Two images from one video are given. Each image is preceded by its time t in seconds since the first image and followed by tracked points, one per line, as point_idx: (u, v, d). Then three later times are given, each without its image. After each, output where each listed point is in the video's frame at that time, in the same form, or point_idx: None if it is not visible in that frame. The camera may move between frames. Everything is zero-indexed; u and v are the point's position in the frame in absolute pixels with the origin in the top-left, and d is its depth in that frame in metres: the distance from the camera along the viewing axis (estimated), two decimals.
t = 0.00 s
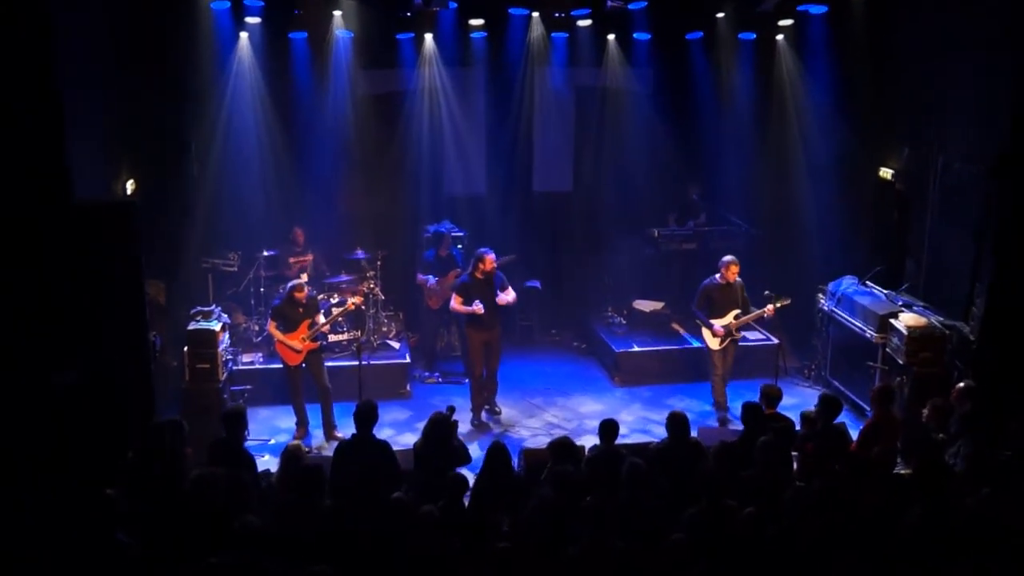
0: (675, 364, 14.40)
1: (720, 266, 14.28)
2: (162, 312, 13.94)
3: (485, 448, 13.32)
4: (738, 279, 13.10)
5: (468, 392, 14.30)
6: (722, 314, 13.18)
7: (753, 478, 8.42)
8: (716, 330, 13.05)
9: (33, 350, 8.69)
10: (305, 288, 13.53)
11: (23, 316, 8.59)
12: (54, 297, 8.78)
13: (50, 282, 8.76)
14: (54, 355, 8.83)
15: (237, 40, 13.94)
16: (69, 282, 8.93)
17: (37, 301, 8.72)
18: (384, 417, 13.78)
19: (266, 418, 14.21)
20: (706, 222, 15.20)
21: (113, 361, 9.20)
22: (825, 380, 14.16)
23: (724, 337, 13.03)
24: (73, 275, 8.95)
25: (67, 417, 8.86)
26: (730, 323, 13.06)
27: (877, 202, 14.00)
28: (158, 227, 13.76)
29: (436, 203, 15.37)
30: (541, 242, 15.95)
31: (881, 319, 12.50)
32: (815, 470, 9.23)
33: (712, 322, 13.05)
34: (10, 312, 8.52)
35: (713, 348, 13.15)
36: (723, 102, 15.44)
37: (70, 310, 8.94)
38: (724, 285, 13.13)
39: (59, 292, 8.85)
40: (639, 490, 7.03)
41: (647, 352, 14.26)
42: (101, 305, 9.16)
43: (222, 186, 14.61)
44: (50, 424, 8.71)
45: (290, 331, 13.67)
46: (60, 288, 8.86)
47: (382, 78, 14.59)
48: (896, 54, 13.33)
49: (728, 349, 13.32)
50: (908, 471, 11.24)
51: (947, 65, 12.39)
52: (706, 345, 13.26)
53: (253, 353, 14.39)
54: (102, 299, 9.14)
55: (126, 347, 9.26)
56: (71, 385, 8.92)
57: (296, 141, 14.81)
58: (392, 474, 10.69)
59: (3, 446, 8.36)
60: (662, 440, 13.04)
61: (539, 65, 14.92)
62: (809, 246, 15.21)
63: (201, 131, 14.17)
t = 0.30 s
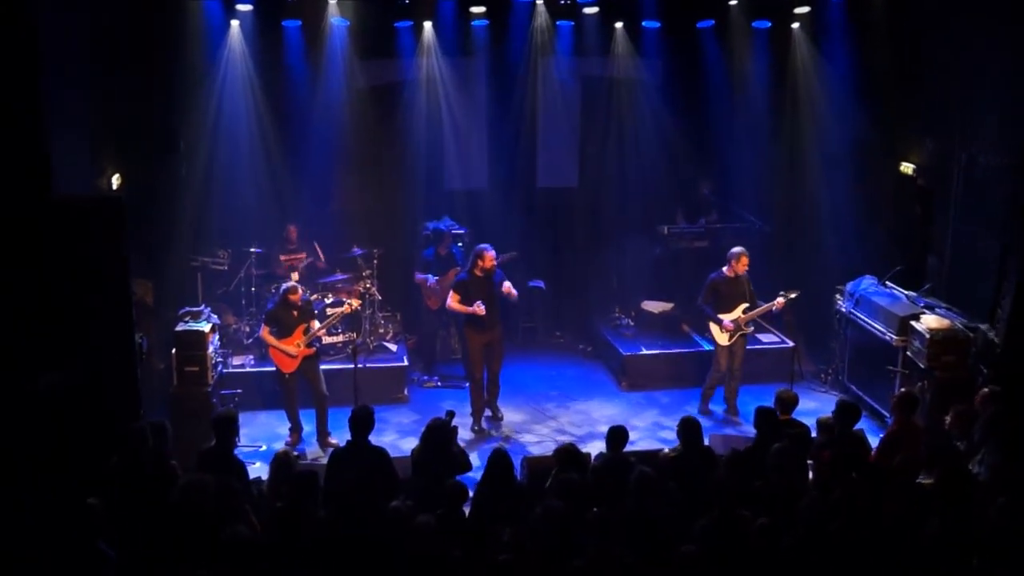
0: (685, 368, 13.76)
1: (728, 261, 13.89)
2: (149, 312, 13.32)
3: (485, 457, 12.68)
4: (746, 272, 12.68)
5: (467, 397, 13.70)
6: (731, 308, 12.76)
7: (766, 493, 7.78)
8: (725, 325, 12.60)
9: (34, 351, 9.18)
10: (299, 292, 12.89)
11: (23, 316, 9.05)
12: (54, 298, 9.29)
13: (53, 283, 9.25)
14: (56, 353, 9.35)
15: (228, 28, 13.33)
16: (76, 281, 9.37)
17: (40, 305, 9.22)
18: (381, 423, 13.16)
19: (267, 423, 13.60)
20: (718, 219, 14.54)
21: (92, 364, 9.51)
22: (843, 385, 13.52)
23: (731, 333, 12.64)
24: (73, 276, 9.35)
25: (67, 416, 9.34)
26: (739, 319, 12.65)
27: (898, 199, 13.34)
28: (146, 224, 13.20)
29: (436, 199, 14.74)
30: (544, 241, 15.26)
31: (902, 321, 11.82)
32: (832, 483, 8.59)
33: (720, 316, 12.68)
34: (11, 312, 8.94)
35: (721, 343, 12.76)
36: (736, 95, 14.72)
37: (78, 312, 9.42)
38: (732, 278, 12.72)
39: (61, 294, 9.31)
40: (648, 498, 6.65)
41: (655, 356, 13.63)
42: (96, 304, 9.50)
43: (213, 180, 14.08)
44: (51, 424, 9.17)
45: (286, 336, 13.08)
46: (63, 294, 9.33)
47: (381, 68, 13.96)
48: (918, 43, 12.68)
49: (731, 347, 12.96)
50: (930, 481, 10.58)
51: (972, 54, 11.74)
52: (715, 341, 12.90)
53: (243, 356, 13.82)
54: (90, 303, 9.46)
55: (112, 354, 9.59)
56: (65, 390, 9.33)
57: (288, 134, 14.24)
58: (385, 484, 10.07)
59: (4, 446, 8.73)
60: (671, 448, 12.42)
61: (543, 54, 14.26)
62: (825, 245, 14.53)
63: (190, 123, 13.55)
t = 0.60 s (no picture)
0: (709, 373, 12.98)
1: (743, 260, 13.29)
2: (143, 310, 12.59)
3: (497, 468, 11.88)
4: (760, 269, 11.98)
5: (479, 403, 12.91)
6: (748, 309, 12.04)
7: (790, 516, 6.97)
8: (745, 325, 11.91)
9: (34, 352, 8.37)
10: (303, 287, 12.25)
11: (23, 317, 8.31)
12: (55, 297, 8.42)
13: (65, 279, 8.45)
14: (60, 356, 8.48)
15: (228, 11, 12.71)
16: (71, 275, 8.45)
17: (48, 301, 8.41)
18: (388, 430, 12.38)
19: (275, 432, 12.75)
20: (746, 216, 13.73)
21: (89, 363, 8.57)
22: (878, 392, 12.68)
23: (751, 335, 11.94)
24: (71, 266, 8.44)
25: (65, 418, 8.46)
26: (757, 319, 11.94)
27: (937, 194, 12.51)
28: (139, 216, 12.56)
29: (446, 193, 14.02)
30: (561, 237, 14.54)
31: (942, 324, 10.98)
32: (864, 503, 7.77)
33: (738, 318, 11.95)
34: (11, 313, 8.24)
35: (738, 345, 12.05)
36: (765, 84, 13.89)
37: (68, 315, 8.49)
38: (746, 277, 12.01)
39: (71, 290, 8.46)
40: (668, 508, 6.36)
41: (678, 359, 12.84)
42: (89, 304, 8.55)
43: (212, 170, 13.41)
44: (51, 424, 8.26)
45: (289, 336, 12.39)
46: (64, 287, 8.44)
47: (388, 54, 13.34)
48: (960, 27, 11.85)
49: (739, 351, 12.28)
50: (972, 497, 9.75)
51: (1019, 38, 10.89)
52: (729, 343, 12.19)
53: (243, 358, 13.04)
54: (80, 300, 8.50)
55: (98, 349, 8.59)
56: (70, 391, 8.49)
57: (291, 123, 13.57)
58: (380, 496, 9.28)
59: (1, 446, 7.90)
60: (696, 458, 11.61)
61: (560, 39, 13.60)
62: (860, 244, 13.70)
63: (188, 111, 12.92)
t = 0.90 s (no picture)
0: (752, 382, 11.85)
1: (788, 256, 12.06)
2: (137, 309, 11.56)
3: (520, 485, 10.76)
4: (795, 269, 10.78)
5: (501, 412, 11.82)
6: (779, 308, 10.87)
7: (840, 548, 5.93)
8: (772, 324, 10.76)
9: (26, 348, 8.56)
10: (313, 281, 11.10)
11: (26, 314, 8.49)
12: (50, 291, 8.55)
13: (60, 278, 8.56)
14: (53, 355, 8.61)
15: None
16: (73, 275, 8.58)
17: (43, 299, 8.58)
18: (402, 442, 11.29)
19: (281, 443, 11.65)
20: (794, 210, 12.59)
21: (86, 367, 8.65)
22: (940, 404, 11.49)
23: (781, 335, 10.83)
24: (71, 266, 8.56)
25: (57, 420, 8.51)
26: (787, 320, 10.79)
27: (1006, 186, 11.33)
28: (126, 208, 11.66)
29: (465, 183, 13.00)
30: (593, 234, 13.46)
31: (1012, 329, 9.81)
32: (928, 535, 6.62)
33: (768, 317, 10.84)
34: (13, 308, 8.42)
35: (767, 345, 10.91)
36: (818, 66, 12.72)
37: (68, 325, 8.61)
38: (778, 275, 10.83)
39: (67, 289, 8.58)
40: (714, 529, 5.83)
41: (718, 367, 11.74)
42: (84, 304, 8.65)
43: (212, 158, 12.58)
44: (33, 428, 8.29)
45: (296, 333, 11.30)
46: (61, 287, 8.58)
47: (405, 31, 12.40)
48: None
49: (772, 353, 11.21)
50: None
51: None
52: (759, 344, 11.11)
53: (245, 362, 12.00)
54: (77, 303, 8.61)
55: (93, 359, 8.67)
56: (61, 391, 8.57)
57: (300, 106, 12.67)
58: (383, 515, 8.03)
59: None
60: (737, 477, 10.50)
61: (591, 13, 12.78)
62: (919, 242, 12.54)
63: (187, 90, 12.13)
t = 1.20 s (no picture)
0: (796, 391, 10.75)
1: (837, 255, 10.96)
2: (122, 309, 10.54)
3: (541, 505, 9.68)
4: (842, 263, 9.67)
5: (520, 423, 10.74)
6: (825, 310, 9.76)
7: None
8: (818, 326, 9.64)
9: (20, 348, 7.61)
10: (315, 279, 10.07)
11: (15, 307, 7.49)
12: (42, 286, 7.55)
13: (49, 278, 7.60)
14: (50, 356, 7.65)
15: None
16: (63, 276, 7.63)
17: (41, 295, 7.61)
18: (410, 455, 10.22)
19: (280, 456, 10.58)
20: (843, 202, 11.49)
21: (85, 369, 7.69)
22: (1005, 416, 10.36)
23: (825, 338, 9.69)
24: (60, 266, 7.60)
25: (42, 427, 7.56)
26: (834, 321, 9.68)
27: None
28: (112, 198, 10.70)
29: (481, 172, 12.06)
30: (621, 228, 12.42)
31: None
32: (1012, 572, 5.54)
33: (811, 318, 9.71)
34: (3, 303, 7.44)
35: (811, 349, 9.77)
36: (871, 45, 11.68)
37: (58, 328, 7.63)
38: (825, 272, 9.70)
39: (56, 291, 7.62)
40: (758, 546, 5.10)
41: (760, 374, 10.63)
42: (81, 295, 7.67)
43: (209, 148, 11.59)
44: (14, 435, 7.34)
45: (295, 336, 10.24)
46: (59, 284, 7.62)
47: (416, 8, 11.38)
48: None
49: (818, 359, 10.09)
50: None
51: None
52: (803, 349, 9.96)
53: (241, 367, 10.98)
54: (77, 301, 7.64)
55: (84, 369, 7.69)
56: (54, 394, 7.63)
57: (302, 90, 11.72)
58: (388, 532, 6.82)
59: None
60: (780, 495, 9.40)
61: None
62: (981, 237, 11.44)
63: (178, 74, 11.13)
